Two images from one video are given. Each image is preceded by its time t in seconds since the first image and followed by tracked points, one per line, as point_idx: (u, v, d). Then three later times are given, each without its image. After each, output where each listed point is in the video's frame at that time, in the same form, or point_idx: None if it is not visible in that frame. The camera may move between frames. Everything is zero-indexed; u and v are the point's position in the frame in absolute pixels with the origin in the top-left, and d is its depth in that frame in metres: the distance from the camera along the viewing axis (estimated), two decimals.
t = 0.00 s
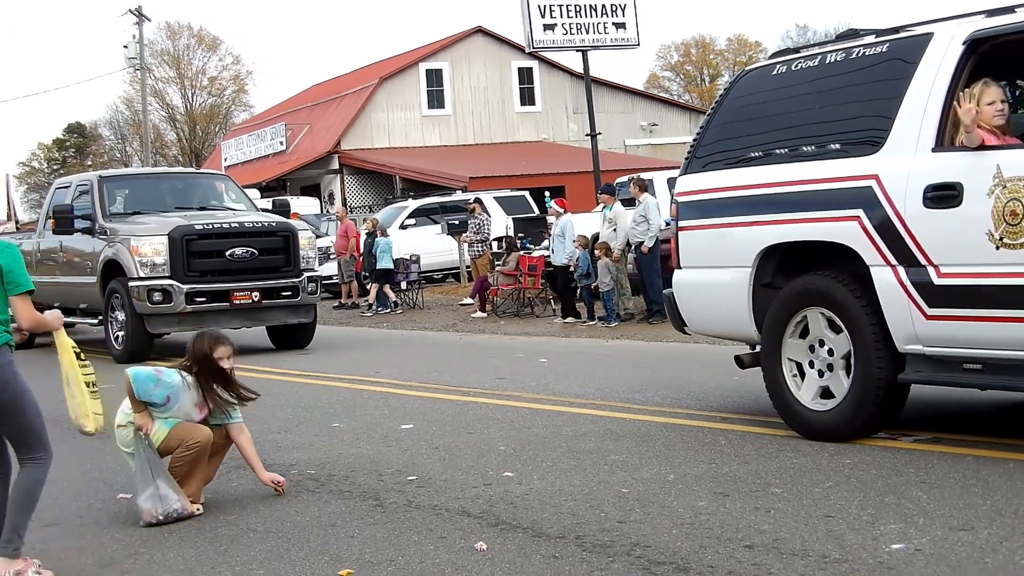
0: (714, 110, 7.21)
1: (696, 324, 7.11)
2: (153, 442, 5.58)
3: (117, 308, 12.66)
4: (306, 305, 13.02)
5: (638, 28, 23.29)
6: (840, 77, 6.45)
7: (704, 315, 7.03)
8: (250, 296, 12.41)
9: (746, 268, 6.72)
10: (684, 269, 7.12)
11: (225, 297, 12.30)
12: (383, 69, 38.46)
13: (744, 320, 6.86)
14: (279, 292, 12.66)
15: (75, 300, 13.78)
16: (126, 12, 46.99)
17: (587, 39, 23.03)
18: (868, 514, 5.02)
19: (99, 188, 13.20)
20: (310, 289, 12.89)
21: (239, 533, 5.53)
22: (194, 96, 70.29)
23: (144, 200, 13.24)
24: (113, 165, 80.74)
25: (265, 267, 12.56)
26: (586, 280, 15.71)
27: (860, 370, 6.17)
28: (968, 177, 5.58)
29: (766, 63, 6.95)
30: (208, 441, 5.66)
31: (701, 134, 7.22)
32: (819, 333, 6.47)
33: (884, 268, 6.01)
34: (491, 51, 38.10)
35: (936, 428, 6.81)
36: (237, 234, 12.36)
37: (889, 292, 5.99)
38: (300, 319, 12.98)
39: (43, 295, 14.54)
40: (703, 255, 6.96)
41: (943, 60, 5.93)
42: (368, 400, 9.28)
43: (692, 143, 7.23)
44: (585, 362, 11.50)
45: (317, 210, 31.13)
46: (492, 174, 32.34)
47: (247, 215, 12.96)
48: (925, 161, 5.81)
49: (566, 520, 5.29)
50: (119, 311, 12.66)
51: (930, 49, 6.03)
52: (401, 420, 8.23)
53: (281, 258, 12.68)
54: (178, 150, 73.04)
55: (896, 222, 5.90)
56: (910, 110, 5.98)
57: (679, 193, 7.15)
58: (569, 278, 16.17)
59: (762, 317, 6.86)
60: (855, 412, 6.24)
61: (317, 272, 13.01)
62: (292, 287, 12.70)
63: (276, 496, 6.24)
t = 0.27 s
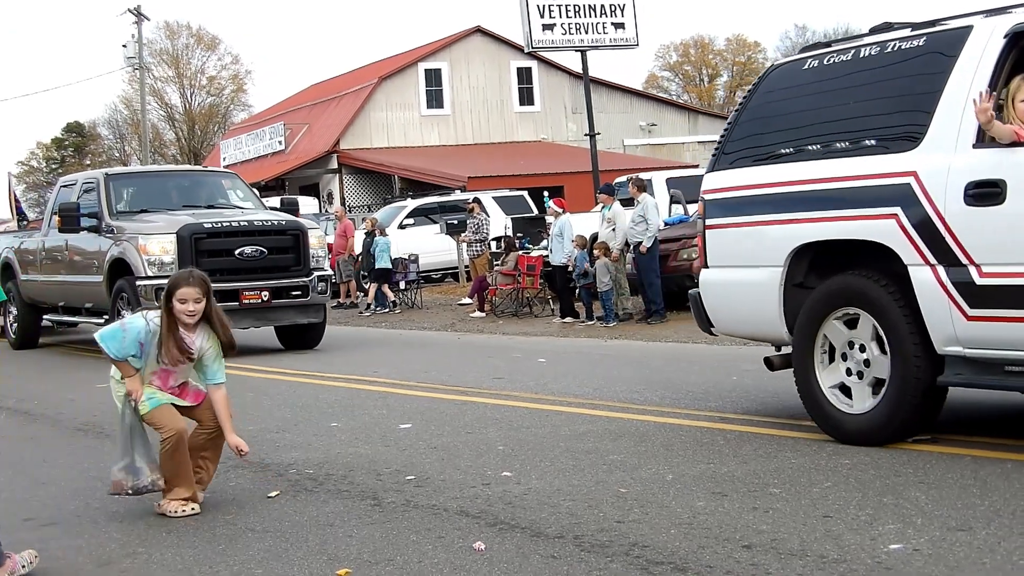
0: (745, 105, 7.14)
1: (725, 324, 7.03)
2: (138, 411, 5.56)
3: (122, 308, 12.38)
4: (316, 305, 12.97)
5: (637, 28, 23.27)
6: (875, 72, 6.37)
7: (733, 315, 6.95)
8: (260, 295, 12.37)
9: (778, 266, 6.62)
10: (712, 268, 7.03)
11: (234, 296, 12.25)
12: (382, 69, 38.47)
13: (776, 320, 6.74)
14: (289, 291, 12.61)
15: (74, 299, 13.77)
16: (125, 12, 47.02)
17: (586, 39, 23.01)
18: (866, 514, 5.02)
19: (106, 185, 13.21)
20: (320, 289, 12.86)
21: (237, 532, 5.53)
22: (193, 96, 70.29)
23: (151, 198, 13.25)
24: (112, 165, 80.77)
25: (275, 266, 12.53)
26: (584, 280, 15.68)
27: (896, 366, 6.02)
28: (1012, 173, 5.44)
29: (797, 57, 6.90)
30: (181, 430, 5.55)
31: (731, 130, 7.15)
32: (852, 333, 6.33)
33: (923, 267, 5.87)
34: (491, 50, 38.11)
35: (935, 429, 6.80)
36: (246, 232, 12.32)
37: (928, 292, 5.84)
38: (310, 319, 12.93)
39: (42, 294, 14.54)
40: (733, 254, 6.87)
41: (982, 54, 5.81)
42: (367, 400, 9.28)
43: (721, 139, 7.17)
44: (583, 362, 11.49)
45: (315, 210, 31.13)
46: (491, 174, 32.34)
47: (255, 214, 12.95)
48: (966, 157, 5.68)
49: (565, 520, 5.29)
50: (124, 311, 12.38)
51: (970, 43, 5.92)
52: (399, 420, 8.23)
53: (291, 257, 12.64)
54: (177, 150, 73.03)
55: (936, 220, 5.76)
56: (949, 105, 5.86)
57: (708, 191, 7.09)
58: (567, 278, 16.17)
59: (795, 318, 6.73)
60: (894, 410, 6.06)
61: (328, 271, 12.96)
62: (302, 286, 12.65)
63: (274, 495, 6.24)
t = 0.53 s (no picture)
0: (774, 99, 6.95)
1: (755, 327, 6.85)
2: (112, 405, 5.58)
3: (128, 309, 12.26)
4: (324, 305, 12.85)
5: (633, 28, 23.33)
6: (912, 65, 6.17)
7: (763, 318, 6.77)
8: (268, 296, 12.28)
9: (811, 267, 6.44)
10: (740, 268, 6.85)
11: (242, 297, 12.17)
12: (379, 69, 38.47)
13: (809, 322, 6.55)
14: (297, 292, 12.54)
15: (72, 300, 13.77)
16: (121, 13, 47.03)
17: (583, 40, 23.02)
18: (864, 514, 5.02)
19: (111, 184, 13.15)
20: (328, 290, 12.78)
21: (235, 533, 5.52)
22: (190, 97, 70.26)
23: (157, 198, 13.19)
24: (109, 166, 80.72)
25: (283, 266, 12.45)
26: (581, 280, 15.69)
27: (935, 368, 5.82)
28: None
29: (829, 51, 6.71)
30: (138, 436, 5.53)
31: (760, 125, 6.96)
32: (889, 335, 6.13)
33: (966, 267, 5.67)
34: (488, 51, 38.13)
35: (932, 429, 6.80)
36: (254, 232, 12.26)
37: (972, 293, 5.64)
38: (319, 319, 12.78)
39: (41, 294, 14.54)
40: (762, 253, 6.69)
41: None
42: (364, 400, 9.28)
43: (750, 134, 6.99)
44: (580, 362, 11.49)
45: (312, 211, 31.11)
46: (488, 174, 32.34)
47: (262, 214, 12.90)
48: (1011, 153, 5.48)
49: (562, 521, 5.28)
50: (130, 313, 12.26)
51: (1012, 35, 5.72)
52: (397, 421, 8.23)
53: (299, 258, 12.57)
54: (174, 151, 72.98)
55: (979, 219, 5.57)
56: (991, 99, 5.66)
57: (736, 188, 6.90)
58: (565, 278, 16.17)
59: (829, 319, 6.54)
60: (937, 413, 5.86)
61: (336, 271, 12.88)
62: (311, 287, 12.59)
63: (272, 496, 6.23)
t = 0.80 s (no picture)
0: (810, 92, 6.73)
1: (792, 327, 6.64)
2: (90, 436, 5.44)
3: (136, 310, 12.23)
4: (336, 306, 12.68)
5: (632, 27, 23.38)
6: (956, 57, 5.95)
7: (800, 318, 6.57)
8: (278, 295, 12.11)
9: (851, 264, 6.22)
10: (775, 266, 6.66)
11: (252, 297, 12.01)
12: (378, 69, 38.47)
13: (848, 320, 6.33)
14: (308, 292, 12.37)
15: (73, 299, 13.78)
16: (121, 13, 47.07)
17: (582, 39, 23.04)
18: (864, 513, 5.02)
19: (117, 183, 13.03)
20: (340, 290, 12.59)
21: (234, 533, 5.52)
22: (189, 97, 70.27)
23: (165, 197, 13.06)
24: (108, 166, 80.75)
25: (293, 265, 12.27)
26: (580, 279, 15.69)
27: (983, 371, 5.58)
28: None
29: (867, 42, 6.48)
30: (128, 459, 5.49)
31: (794, 118, 6.74)
32: (933, 334, 5.90)
33: (1015, 264, 5.44)
34: (486, 51, 38.17)
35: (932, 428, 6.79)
36: (264, 231, 12.09)
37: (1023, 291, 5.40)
38: (329, 320, 12.63)
39: (44, 294, 14.55)
40: (799, 251, 6.49)
41: None
42: (364, 400, 9.27)
43: (784, 128, 6.76)
44: (579, 362, 11.49)
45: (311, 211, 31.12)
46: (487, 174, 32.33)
47: (271, 212, 12.71)
48: None
49: (562, 519, 5.28)
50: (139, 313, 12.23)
51: None
52: (396, 420, 8.22)
53: (310, 257, 12.40)
54: (173, 151, 73.00)
55: None
56: None
57: (772, 184, 6.68)
58: (564, 278, 16.17)
59: (869, 318, 6.33)
60: (982, 416, 5.63)
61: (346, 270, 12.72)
62: (321, 287, 12.43)
63: (269, 497, 6.23)
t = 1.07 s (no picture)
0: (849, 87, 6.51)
1: (826, 327, 6.50)
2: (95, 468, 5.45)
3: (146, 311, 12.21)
4: (346, 307, 12.59)
5: (631, 28, 23.39)
6: (1005, 50, 5.75)
7: (835, 319, 6.42)
8: (289, 297, 12.03)
9: (897, 264, 6.03)
10: (815, 266, 6.47)
11: (262, 298, 11.93)
12: (378, 70, 38.47)
13: (893, 322, 6.15)
14: (319, 292, 12.28)
15: (74, 300, 13.79)
16: (120, 14, 47.08)
17: (581, 40, 23.04)
18: (862, 514, 5.03)
19: (125, 183, 12.86)
20: (351, 290, 12.48)
21: (233, 534, 5.53)
22: (188, 98, 70.27)
23: (173, 196, 12.88)
24: (107, 167, 80.72)
25: (304, 266, 12.17)
26: (579, 280, 15.71)
27: None
28: None
29: (910, 35, 6.27)
30: (137, 476, 5.50)
31: (833, 114, 6.51)
32: (984, 337, 5.73)
33: None
34: (485, 51, 38.19)
35: (930, 428, 6.80)
36: (274, 231, 11.97)
37: None
38: (340, 321, 12.54)
39: (46, 294, 14.55)
40: (841, 250, 6.29)
41: None
42: (363, 401, 9.27)
43: (822, 125, 6.53)
44: (578, 363, 11.49)
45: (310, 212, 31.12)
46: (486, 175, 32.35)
47: (281, 212, 12.58)
48: None
49: (561, 521, 5.29)
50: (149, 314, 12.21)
51: None
52: (396, 422, 8.22)
53: (321, 258, 12.29)
54: (172, 152, 73.01)
55: None
56: None
57: (810, 182, 6.47)
58: (563, 278, 16.17)
59: (915, 320, 6.14)
60: None
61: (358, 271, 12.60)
62: (332, 288, 12.33)
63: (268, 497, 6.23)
